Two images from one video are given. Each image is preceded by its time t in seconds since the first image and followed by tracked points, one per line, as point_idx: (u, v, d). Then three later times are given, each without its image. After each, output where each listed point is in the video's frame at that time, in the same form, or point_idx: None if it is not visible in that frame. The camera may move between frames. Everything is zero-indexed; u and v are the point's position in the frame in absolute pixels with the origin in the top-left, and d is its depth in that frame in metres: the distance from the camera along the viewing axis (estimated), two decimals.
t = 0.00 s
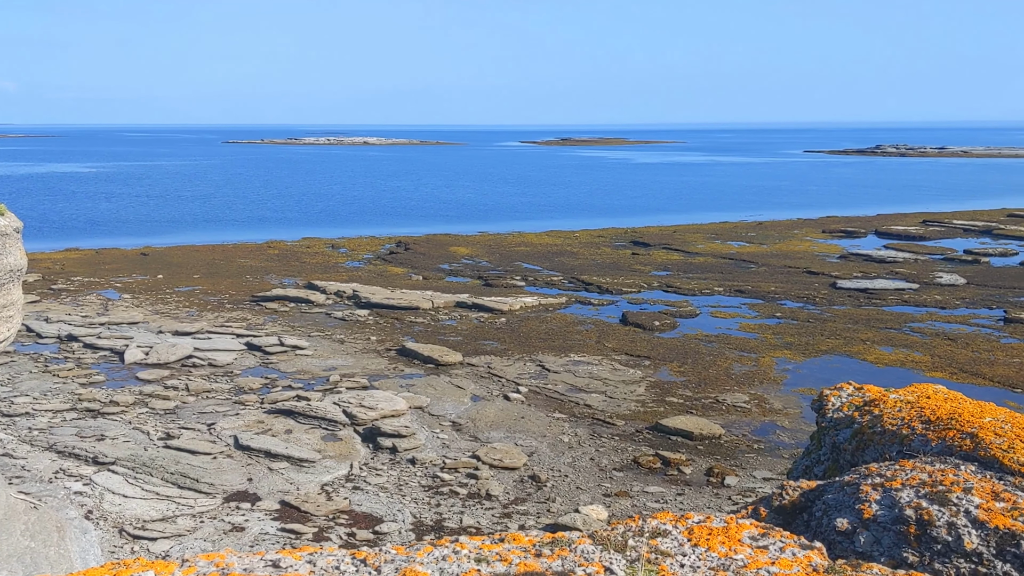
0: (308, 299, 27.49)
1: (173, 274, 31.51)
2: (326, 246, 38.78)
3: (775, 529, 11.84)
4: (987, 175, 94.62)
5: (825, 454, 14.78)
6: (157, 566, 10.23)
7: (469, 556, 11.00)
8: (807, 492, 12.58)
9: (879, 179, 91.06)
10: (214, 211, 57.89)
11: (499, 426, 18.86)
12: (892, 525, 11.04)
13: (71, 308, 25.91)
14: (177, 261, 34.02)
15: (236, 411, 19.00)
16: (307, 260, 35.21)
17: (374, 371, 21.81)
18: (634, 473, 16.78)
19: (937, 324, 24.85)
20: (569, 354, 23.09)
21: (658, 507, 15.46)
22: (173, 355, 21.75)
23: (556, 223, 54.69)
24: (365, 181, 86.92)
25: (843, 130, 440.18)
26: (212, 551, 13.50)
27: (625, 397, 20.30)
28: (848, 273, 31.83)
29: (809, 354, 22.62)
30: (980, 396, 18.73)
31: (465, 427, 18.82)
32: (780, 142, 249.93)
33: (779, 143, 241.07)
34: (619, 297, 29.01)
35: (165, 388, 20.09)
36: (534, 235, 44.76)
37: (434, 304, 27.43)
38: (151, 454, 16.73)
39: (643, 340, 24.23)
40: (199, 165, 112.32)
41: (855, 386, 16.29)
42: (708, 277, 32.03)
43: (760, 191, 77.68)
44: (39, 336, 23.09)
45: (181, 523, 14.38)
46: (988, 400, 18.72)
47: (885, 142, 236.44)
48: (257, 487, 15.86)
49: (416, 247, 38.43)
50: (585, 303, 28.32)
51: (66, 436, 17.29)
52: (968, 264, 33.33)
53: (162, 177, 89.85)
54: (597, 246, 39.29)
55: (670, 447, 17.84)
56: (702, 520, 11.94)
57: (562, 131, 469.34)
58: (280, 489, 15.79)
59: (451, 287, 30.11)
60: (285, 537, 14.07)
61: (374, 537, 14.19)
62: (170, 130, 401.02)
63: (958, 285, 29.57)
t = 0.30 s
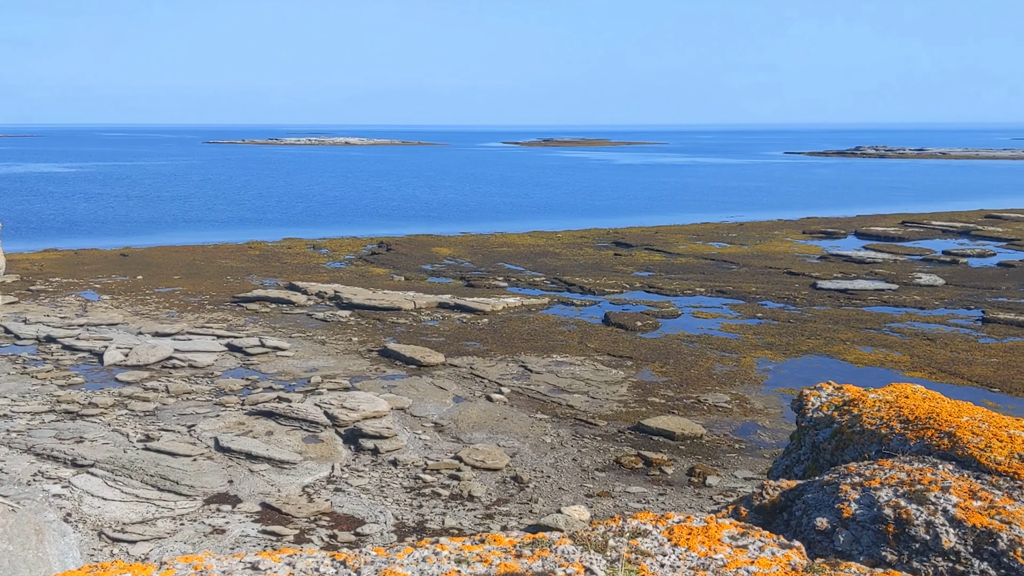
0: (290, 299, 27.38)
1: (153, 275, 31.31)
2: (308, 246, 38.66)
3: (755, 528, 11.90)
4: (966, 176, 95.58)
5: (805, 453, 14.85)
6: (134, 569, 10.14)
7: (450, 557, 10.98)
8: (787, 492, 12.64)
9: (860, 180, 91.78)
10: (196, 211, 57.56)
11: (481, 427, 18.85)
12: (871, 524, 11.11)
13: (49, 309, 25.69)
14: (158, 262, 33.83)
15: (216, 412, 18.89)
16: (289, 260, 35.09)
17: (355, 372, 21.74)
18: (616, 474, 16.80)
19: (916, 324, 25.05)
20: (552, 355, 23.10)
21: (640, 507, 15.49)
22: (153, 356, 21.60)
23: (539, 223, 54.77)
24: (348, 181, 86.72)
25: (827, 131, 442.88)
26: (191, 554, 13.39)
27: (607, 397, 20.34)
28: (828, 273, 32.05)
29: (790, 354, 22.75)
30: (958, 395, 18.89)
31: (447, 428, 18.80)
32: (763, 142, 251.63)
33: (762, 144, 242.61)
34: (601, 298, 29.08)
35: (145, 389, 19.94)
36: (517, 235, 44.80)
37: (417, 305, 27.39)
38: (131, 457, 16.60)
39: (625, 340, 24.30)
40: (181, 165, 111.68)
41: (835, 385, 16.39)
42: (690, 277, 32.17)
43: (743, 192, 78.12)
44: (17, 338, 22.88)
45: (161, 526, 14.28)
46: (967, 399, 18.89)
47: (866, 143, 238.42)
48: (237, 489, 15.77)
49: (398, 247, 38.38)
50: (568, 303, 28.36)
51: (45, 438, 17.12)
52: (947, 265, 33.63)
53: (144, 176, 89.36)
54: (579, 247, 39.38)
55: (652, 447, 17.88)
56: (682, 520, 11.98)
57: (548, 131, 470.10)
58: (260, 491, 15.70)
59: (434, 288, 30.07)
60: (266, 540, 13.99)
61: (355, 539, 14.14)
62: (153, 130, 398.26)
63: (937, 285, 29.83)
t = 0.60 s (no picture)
0: (278, 300, 27.33)
1: (140, 276, 31.18)
2: (296, 247, 38.59)
3: (742, 528, 11.91)
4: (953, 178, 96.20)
5: (793, 453, 14.89)
6: (120, 570, 10.10)
7: (437, 557, 10.96)
8: (774, 492, 12.67)
9: (848, 181, 92.24)
10: (184, 212, 57.36)
11: (470, 427, 18.83)
12: (858, 524, 11.15)
13: (36, 310, 25.56)
14: (145, 262, 33.71)
15: (204, 413, 18.82)
16: (277, 261, 35.03)
17: (344, 372, 21.70)
18: (605, 474, 16.82)
19: (903, 324, 25.16)
20: (541, 356, 23.11)
21: (629, 507, 15.50)
22: (140, 357, 21.49)
23: (528, 224, 54.82)
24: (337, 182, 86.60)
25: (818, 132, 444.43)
26: (178, 555, 13.32)
27: (596, 398, 20.36)
28: (815, 274, 32.18)
29: (778, 354, 22.82)
30: (945, 395, 18.98)
31: (436, 429, 18.77)
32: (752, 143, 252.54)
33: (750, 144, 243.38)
34: (590, 298, 29.12)
35: (131, 391, 19.83)
36: (506, 236, 44.82)
37: (405, 305, 27.37)
38: (117, 458, 16.52)
39: (614, 341, 24.34)
40: (170, 165, 111.25)
41: (822, 385, 16.43)
42: (678, 278, 32.26)
43: (732, 192, 78.39)
44: (3, 339, 22.74)
45: (148, 527, 14.21)
46: (953, 400, 18.98)
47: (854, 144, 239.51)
48: (225, 490, 15.70)
49: (386, 248, 38.35)
50: (557, 304, 28.39)
51: (31, 440, 17.01)
52: (934, 266, 33.81)
53: (132, 177, 89.02)
54: (568, 247, 39.45)
55: (641, 447, 17.90)
56: (669, 520, 11.97)
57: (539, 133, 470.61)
58: (248, 493, 15.64)
59: (422, 288, 30.06)
60: (254, 541, 13.93)
61: (343, 540, 14.11)
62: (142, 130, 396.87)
63: (924, 286, 29.98)
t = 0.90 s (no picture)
0: (266, 300, 27.25)
1: (127, 275, 31.04)
2: (284, 246, 38.48)
3: (729, 526, 11.93)
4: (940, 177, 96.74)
5: (781, 451, 14.94)
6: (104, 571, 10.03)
7: (424, 557, 10.93)
8: (761, 490, 12.69)
9: (835, 180, 92.60)
10: (171, 211, 57.11)
11: (459, 427, 18.81)
12: (845, 521, 11.19)
13: (22, 310, 25.41)
14: (132, 262, 33.54)
15: (191, 414, 18.75)
16: (264, 260, 34.92)
17: (332, 372, 21.65)
18: (594, 473, 16.83)
19: (890, 323, 25.27)
20: (530, 355, 23.13)
21: (617, 506, 15.53)
22: (127, 357, 21.39)
23: (517, 223, 54.84)
24: (327, 181, 86.44)
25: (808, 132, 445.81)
26: (165, 556, 13.27)
27: (585, 397, 20.38)
28: (803, 273, 32.29)
29: (766, 353, 22.89)
30: (932, 393, 19.08)
31: (424, 428, 18.75)
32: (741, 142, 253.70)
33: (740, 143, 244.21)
34: (578, 297, 29.14)
35: (118, 391, 19.74)
36: (495, 235, 44.81)
37: (394, 305, 27.32)
38: (104, 459, 16.44)
39: (603, 340, 24.35)
40: (158, 165, 110.74)
41: (809, 384, 16.48)
42: (667, 277, 32.33)
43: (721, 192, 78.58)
44: None
45: (135, 528, 14.15)
46: (940, 398, 19.08)
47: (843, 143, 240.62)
48: (213, 491, 15.65)
49: (375, 247, 38.28)
50: (546, 303, 28.40)
51: (17, 441, 16.91)
52: (921, 265, 33.98)
53: (120, 176, 88.56)
54: (557, 247, 39.48)
55: (629, 446, 17.92)
56: (656, 518, 11.99)
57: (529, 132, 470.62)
58: (236, 493, 15.59)
59: (411, 288, 30.03)
60: (242, 542, 13.89)
61: (332, 540, 14.09)
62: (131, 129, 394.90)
63: (911, 285, 30.14)
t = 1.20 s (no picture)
0: (255, 299, 27.18)
1: (115, 275, 30.93)
2: (273, 246, 38.39)
3: (717, 523, 11.94)
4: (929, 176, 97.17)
5: (769, 449, 14.98)
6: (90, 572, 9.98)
7: (412, 556, 10.90)
8: (750, 487, 12.70)
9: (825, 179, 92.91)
10: (161, 211, 56.91)
11: (449, 426, 18.80)
12: (833, 518, 11.21)
13: (9, 310, 25.29)
14: (120, 262, 33.42)
15: (180, 414, 18.69)
16: (253, 260, 34.82)
17: (322, 372, 21.62)
18: (584, 472, 16.84)
19: (879, 321, 25.35)
20: (520, 354, 23.13)
21: (607, 504, 15.54)
22: (115, 357, 21.31)
23: (507, 222, 54.83)
24: (318, 181, 86.30)
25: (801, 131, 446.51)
26: (154, 556, 13.22)
27: (575, 396, 20.39)
28: (792, 271, 32.38)
29: (755, 351, 22.94)
30: (920, 391, 19.16)
31: (414, 428, 18.72)
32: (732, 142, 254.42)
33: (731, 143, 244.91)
34: (568, 296, 29.15)
35: (107, 391, 19.66)
36: (485, 234, 44.79)
37: (383, 304, 27.29)
38: (93, 459, 16.38)
39: (593, 339, 24.36)
40: (149, 164, 110.31)
41: (798, 382, 16.51)
42: (656, 276, 32.38)
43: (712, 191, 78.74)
44: None
45: (124, 529, 14.10)
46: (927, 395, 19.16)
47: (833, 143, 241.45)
48: (202, 491, 15.60)
49: (364, 247, 38.23)
50: (535, 302, 28.42)
51: (4, 442, 16.83)
52: (910, 263, 34.12)
53: (109, 176, 88.14)
54: (547, 246, 39.49)
55: (619, 445, 17.94)
56: (645, 516, 11.99)
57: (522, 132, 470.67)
58: (225, 493, 15.55)
59: (401, 287, 30.01)
60: (232, 542, 13.85)
61: (321, 539, 14.07)
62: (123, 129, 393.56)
63: (899, 283, 30.27)
